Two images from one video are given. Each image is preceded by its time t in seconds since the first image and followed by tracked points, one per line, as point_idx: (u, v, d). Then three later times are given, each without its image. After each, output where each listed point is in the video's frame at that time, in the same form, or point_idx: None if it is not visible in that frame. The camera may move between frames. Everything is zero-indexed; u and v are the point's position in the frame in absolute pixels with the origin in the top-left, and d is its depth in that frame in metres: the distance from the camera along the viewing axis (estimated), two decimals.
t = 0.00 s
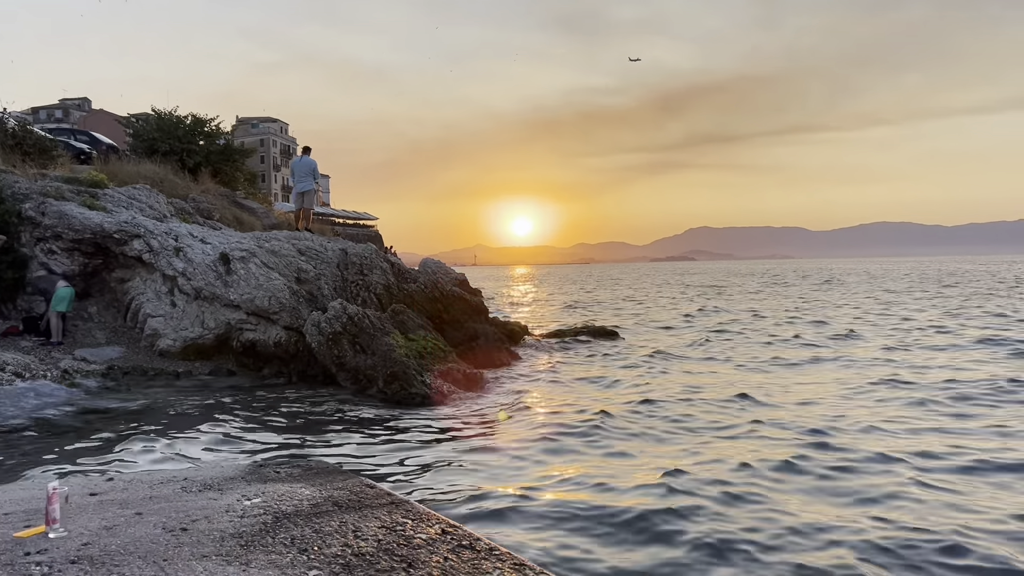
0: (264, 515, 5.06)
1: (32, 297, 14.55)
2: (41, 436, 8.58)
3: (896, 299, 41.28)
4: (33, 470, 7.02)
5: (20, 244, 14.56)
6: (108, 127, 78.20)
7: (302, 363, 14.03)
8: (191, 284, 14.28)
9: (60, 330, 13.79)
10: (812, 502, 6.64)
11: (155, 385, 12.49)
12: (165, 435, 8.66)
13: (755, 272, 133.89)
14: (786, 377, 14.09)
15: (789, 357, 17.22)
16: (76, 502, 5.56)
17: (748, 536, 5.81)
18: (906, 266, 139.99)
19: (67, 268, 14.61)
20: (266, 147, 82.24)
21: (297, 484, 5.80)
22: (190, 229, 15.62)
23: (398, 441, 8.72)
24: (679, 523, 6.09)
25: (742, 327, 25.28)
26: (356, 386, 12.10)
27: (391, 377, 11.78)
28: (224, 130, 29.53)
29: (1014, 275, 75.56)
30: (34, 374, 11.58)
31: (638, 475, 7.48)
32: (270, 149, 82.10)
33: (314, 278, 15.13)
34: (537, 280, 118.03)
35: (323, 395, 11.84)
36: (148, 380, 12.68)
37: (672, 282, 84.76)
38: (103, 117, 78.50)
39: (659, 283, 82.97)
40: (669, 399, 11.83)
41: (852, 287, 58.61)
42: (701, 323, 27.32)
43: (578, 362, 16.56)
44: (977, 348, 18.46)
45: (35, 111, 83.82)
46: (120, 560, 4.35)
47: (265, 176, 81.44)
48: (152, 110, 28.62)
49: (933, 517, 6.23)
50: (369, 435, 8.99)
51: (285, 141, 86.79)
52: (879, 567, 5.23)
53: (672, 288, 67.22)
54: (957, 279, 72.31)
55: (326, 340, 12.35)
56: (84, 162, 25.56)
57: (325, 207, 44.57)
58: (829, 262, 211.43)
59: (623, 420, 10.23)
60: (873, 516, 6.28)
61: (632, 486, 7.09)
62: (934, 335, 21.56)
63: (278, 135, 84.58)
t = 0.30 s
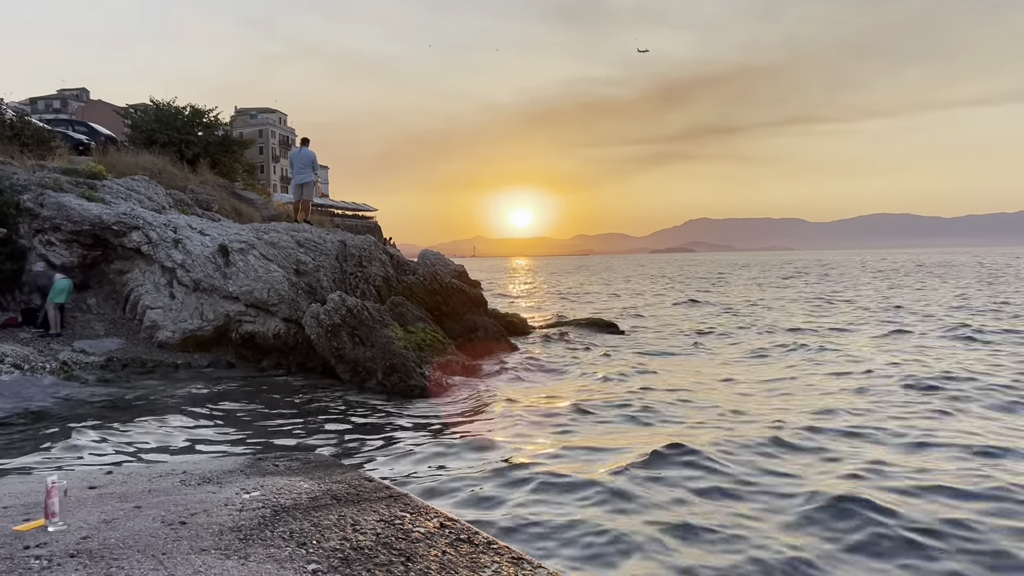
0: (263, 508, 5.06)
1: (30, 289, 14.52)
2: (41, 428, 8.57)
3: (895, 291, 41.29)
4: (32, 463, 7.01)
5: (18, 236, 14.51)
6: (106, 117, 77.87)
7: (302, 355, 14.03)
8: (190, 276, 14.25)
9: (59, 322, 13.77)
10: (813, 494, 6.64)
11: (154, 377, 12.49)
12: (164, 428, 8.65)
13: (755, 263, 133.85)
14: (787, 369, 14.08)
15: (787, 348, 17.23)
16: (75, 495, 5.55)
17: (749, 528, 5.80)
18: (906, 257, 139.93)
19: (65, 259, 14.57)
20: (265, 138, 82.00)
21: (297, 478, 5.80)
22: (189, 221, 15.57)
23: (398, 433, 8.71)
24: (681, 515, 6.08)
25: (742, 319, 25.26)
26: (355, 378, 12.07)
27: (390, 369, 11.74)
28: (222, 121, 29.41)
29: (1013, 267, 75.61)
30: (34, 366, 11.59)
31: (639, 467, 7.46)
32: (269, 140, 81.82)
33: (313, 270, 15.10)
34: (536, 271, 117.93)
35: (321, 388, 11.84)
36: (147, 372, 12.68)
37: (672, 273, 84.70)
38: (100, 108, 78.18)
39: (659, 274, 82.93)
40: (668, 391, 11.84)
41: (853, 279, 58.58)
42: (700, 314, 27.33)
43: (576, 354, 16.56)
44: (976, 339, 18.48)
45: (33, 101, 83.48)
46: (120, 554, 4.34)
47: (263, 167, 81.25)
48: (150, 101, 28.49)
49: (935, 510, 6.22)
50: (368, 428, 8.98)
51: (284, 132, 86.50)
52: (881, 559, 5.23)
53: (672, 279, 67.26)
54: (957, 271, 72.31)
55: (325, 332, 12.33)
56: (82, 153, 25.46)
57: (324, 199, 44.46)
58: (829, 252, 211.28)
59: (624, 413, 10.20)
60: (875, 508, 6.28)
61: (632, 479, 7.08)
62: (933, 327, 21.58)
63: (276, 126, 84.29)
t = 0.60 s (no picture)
0: (262, 503, 5.06)
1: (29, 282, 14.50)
2: (40, 422, 8.57)
3: (894, 284, 41.27)
4: (31, 457, 7.01)
5: (16, 229, 14.48)
6: (103, 108, 77.54)
7: (300, 348, 14.03)
8: (188, 269, 14.23)
9: (57, 315, 13.76)
10: (813, 488, 6.64)
11: (153, 371, 12.49)
12: (164, 422, 8.64)
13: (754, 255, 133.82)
14: (787, 363, 14.08)
15: (786, 342, 17.24)
16: (73, 490, 5.56)
17: (749, 522, 5.81)
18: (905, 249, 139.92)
19: (63, 252, 14.53)
20: (264, 130, 81.76)
21: (295, 472, 5.80)
22: (187, 214, 15.53)
23: (397, 427, 8.72)
24: (682, 509, 6.09)
25: (742, 312, 25.26)
26: (354, 371, 12.04)
27: (388, 363, 11.71)
28: (220, 114, 29.30)
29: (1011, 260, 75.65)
30: (32, 359, 11.62)
31: (639, 461, 7.46)
32: (267, 133, 81.54)
33: (312, 263, 15.07)
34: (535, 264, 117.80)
35: (320, 381, 11.84)
36: (146, 365, 12.67)
37: (671, 266, 84.66)
38: (98, 100, 77.89)
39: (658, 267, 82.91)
40: (667, 385, 11.82)
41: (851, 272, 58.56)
42: (698, 308, 27.34)
43: (575, 347, 16.57)
44: (974, 333, 18.48)
45: (30, 94, 83.16)
46: (118, 548, 4.35)
47: (262, 160, 81.07)
48: (148, 93, 28.37)
49: (936, 504, 6.22)
50: (368, 422, 8.98)
51: (282, 124, 86.25)
52: (881, 554, 5.24)
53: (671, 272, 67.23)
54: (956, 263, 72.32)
55: (324, 326, 12.32)
56: (80, 146, 25.36)
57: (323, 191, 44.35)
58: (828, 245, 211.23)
59: (624, 406, 10.21)
60: (876, 503, 6.28)
61: (632, 472, 7.09)
62: (931, 321, 21.59)
63: (275, 119, 84.02)
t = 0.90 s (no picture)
0: (259, 499, 5.06)
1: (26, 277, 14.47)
2: (37, 418, 8.55)
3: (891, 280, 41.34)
4: (29, 454, 7.00)
5: (13, 224, 14.45)
6: (100, 102, 77.27)
7: (298, 344, 14.03)
8: (186, 264, 14.20)
9: (55, 310, 13.74)
10: (814, 483, 6.64)
11: (150, 366, 12.48)
12: (161, 418, 8.64)
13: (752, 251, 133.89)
14: (784, 359, 14.10)
15: (783, 337, 17.27)
16: (71, 486, 5.56)
17: (750, 517, 5.80)
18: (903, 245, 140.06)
19: (61, 248, 14.50)
20: (261, 125, 81.65)
21: (292, 468, 5.80)
22: (185, 209, 15.49)
23: (393, 422, 8.75)
24: (684, 505, 6.08)
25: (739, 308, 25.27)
26: (352, 366, 12.02)
27: (386, 358, 11.72)
28: (218, 109, 29.23)
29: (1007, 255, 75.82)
30: (30, 355, 11.62)
31: (639, 457, 7.47)
32: (265, 128, 81.39)
33: (310, 259, 15.03)
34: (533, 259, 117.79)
35: (317, 377, 11.84)
36: (144, 361, 12.67)
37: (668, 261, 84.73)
38: (95, 95, 77.67)
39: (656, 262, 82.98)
40: (664, 380, 11.83)
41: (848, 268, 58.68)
42: (696, 303, 27.39)
43: (573, 343, 16.60)
44: (970, 328, 18.53)
45: (27, 89, 82.91)
46: (115, 544, 4.34)
47: (260, 155, 80.91)
48: (145, 88, 28.28)
49: (937, 499, 6.22)
50: (366, 417, 8.98)
51: (280, 119, 86.10)
52: (884, 549, 5.23)
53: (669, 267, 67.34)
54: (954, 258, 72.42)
55: (322, 321, 12.29)
56: (77, 141, 25.29)
57: (321, 186, 44.31)
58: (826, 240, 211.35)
59: (621, 401, 10.23)
60: (877, 498, 6.27)
61: (633, 468, 7.08)
62: (928, 316, 21.65)
63: (273, 114, 83.87)
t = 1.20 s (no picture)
0: (255, 497, 5.05)
1: (22, 275, 14.42)
2: (32, 416, 8.51)
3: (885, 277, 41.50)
4: (24, 453, 6.97)
5: (9, 222, 14.39)
6: (94, 98, 76.91)
7: (295, 341, 14.00)
8: (182, 261, 14.16)
9: (50, 308, 13.69)
10: (811, 481, 6.67)
11: (146, 364, 12.45)
12: (157, 416, 8.61)
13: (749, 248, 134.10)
14: (781, 356, 14.14)
15: (778, 335, 17.33)
16: (66, 485, 5.54)
17: (750, 515, 5.82)
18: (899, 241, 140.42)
19: (57, 245, 14.45)
20: (257, 122, 81.48)
21: (289, 467, 5.79)
22: (181, 206, 15.44)
23: (390, 419, 8.77)
24: (683, 503, 6.10)
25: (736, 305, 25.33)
26: (349, 364, 11.98)
27: (383, 356, 11.75)
28: (214, 106, 29.14)
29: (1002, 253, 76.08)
30: (25, 353, 11.59)
31: (637, 454, 7.48)
32: (261, 125, 81.18)
33: (306, 257, 15.01)
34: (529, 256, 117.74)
35: (313, 375, 11.82)
36: (141, 358, 12.65)
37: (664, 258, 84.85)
38: (91, 92, 77.33)
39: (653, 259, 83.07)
40: (660, 378, 11.87)
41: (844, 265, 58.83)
42: (692, 301, 27.43)
43: (569, 340, 16.63)
44: (964, 326, 18.61)
45: (22, 86, 82.55)
46: (111, 543, 4.33)
47: (256, 152, 80.68)
48: (141, 84, 28.16)
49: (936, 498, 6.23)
50: (363, 415, 8.97)
51: (276, 116, 85.89)
52: (883, 548, 5.25)
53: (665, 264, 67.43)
54: (950, 256, 72.63)
55: (318, 319, 12.26)
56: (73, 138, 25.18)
57: (318, 183, 44.21)
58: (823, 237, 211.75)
59: (619, 399, 10.25)
60: (877, 497, 6.28)
61: (631, 466, 7.10)
62: (922, 314, 21.74)
63: (269, 111, 83.62)
